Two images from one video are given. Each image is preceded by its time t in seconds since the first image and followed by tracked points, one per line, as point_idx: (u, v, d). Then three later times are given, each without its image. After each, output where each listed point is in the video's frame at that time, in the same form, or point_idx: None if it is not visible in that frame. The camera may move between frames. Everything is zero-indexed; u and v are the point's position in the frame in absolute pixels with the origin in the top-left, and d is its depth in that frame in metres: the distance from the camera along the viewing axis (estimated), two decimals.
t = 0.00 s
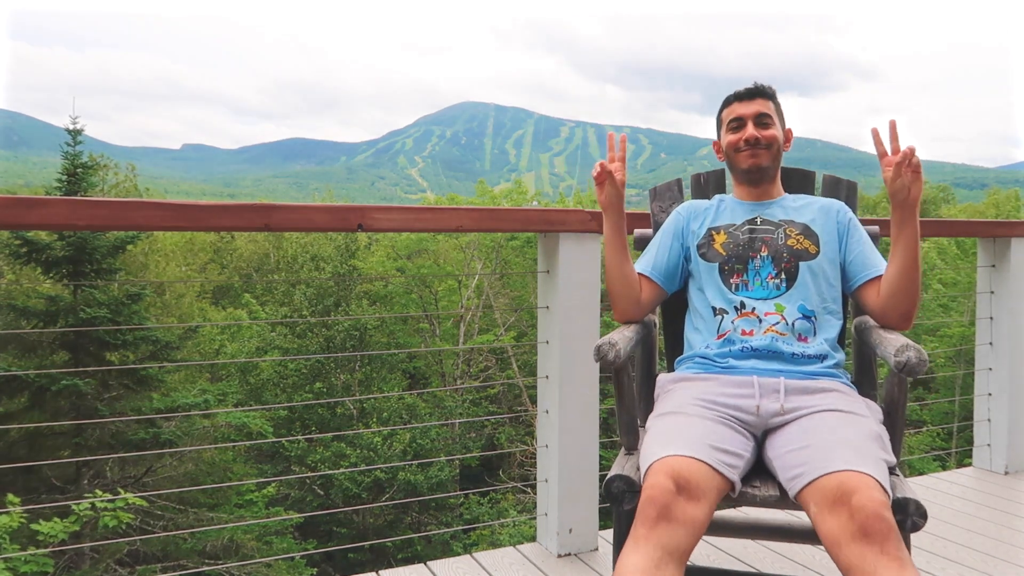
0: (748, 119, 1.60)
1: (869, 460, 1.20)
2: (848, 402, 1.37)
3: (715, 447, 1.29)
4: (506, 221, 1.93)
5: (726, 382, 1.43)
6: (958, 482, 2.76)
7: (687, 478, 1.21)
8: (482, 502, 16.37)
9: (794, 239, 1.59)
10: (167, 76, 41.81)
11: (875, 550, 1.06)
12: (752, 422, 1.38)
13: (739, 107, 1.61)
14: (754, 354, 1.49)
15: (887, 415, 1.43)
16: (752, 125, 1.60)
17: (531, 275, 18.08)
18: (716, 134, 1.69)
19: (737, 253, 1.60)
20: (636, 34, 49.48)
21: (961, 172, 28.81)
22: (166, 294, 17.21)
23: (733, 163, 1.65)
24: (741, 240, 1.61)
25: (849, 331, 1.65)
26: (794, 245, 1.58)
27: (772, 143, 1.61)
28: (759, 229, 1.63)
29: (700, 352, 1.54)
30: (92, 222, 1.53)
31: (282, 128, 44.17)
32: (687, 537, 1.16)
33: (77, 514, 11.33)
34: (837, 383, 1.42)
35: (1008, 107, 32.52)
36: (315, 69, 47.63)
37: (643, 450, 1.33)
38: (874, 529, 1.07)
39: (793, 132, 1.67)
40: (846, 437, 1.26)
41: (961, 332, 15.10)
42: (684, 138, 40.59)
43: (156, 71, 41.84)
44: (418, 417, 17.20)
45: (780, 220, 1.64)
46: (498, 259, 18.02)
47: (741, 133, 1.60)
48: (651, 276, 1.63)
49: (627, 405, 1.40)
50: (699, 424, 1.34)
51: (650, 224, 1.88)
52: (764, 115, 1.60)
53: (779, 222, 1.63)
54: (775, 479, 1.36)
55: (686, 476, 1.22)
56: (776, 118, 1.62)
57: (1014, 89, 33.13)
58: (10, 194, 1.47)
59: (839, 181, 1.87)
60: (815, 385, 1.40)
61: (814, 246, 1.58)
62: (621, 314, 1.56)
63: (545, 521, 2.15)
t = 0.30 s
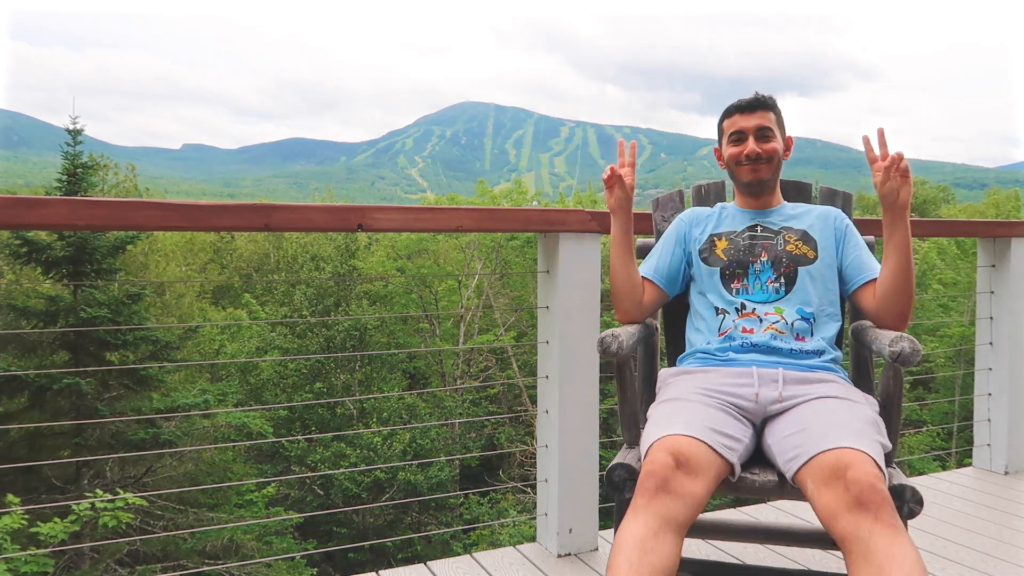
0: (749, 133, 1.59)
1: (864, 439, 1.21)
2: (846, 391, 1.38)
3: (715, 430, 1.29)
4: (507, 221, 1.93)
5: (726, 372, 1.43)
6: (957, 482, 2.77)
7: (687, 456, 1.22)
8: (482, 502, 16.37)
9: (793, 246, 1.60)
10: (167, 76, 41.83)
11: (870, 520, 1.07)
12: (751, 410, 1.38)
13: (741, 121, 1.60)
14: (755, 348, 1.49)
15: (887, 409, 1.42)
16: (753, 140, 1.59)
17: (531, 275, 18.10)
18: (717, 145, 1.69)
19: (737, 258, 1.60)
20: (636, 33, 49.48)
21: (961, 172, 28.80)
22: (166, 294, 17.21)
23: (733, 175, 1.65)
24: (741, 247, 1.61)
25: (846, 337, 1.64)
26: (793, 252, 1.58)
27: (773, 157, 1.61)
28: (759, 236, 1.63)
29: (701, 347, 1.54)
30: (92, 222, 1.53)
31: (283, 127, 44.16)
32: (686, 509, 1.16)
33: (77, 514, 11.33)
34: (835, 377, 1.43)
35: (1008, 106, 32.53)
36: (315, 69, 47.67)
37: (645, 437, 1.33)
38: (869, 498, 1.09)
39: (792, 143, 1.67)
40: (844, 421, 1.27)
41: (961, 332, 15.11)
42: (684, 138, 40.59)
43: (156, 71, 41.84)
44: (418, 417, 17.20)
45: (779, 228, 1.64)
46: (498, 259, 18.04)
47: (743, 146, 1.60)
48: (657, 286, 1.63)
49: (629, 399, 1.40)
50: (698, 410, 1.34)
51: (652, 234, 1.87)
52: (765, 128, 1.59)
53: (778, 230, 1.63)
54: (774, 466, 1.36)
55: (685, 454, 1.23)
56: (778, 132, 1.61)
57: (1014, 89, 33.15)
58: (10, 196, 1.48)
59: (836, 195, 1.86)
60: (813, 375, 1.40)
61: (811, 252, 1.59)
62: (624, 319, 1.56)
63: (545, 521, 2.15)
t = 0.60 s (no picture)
0: (745, 130, 1.58)
1: (864, 450, 1.21)
2: (846, 396, 1.38)
3: (713, 438, 1.29)
4: (506, 221, 1.93)
5: (726, 376, 1.43)
6: (957, 482, 2.76)
7: (686, 466, 1.22)
8: (482, 502, 16.38)
9: (792, 245, 1.60)
10: (167, 76, 41.86)
11: (873, 534, 1.07)
12: (751, 415, 1.38)
13: (737, 118, 1.60)
14: (754, 352, 1.49)
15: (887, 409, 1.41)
16: (749, 139, 1.59)
17: (531, 275, 18.08)
18: (716, 140, 1.67)
19: (736, 260, 1.60)
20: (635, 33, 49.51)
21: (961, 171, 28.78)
22: (166, 295, 17.22)
23: (732, 175, 1.65)
24: (740, 247, 1.61)
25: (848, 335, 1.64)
26: (792, 252, 1.58)
27: (769, 156, 1.60)
28: (758, 236, 1.62)
29: (701, 349, 1.54)
30: (92, 222, 1.53)
31: (282, 127, 44.22)
32: (687, 522, 1.16)
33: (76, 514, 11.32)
34: (835, 379, 1.43)
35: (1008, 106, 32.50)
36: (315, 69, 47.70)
37: (645, 441, 1.33)
38: (872, 515, 1.08)
39: (790, 139, 1.67)
40: (845, 429, 1.26)
41: (962, 332, 15.12)
42: (683, 138, 40.62)
43: (156, 71, 41.84)
44: (419, 417, 17.22)
45: (778, 228, 1.63)
46: (498, 259, 18.03)
47: (739, 145, 1.60)
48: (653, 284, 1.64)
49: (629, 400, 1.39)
50: (697, 417, 1.34)
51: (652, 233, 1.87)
52: (761, 127, 1.58)
53: (778, 229, 1.63)
54: (775, 471, 1.36)
55: (684, 463, 1.22)
56: (775, 129, 1.60)
57: (1014, 89, 33.17)
58: (9, 195, 1.47)
59: (836, 188, 1.86)
60: (812, 379, 1.40)
61: (812, 251, 1.59)
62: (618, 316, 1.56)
63: (545, 521, 2.15)
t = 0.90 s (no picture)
0: (745, 114, 1.60)
1: (871, 470, 1.19)
2: (850, 407, 1.37)
3: (713, 455, 1.29)
4: (505, 222, 1.93)
5: (727, 385, 1.43)
6: (958, 482, 2.76)
7: (684, 489, 1.21)
8: (482, 502, 16.38)
9: (794, 231, 1.59)
10: (167, 76, 41.87)
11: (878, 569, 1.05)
12: (753, 428, 1.38)
13: (736, 102, 1.62)
14: (756, 356, 1.49)
15: (890, 417, 1.42)
16: (748, 122, 1.60)
17: (531, 275, 18.07)
18: (714, 127, 1.69)
19: (737, 250, 1.59)
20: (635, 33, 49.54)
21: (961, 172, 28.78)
22: (166, 294, 17.23)
23: (731, 160, 1.64)
24: (740, 236, 1.61)
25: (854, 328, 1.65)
26: (794, 239, 1.58)
27: (770, 140, 1.60)
28: (759, 224, 1.61)
29: (701, 353, 1.54)
30: (93, 222, 1.53)
31: (282, 127, 44.23)
32: (685, 552, 1.15)
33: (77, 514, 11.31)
34: (838, 385, 1.42)
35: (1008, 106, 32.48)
36: (315, 69, 47.71)
37: (644, 454, 1.33)
38: (877, 544, 1.07)
39: (791, 126, 1.67)
40: (848, 445, 1.26)
41: (961, 332, 15.14)
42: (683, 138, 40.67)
43: (156, 71, 41.85)
44: (418, 417, 17.22)
45: (778, 214, 1.62)
46: (497, 259, 18.02)
47: (739, 129, 1.61)
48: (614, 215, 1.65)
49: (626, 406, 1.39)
50: (698, 431, 1.34)
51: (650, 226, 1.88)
52: (762, 111, 1.60)
53: (778, 216, 1.62)
54: (776, 484, 1.36)
55: (684, 488, 1.22)
56: (776, 113, 1.61)
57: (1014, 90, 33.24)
58: (8, 195, 1.47)
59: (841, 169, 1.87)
60: (816, 390, 1.40)
61: (814, 237, 1.58)
62: (531, 198, 1.58)
63: (544, 521, 2.15)
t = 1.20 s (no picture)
0: (742, 108, 1.60)
1: (871, 477, 1.19)
2: (850, 410, 1.37)
3: (712, 460, 1.29)
4: (505, 222, 1.93)
5: (725, 389, 1.43)
6: (958, 482, 2.76)
7: (685, 497, 1.21)
8: (482, 502, 16.38)
9: (790, 223, 1.59)
10: (167, 76, 41.86)
11: None
12: (752, 432, 1.38)
13: (733, 95, 1.61)
14: (755, 356, 1.49)
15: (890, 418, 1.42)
16: (746, 115, 1.60)
17: (531, 275, 18.06)
18: (710, 122, 1.69)
19: (735, 244, 1.59)
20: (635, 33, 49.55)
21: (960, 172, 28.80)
22: (166, 294, 17.23)
23: (727, 154, 1.64)
24: (738, 230, 1.60)
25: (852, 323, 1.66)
26: (791, 230, 1.58)
27: (767, 134, 1.60)
28: (756, 219, 1.61)
29: (700, 353, 1.53)
30: (93, 222, 1.53)
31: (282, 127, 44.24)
32: (686, 560, 1.15)
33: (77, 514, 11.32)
34: (838, 387, 1.42)
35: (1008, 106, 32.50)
36: (314, 69, 47.71)
37: (643, 458, 1.33)
38: (876, 556, 1.06)
39: (787, 122, 1.67)
40: (846, 450, 1.25)
41: (961, 332, 15.18)
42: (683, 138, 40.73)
43: (156, 70, 41.81)
44: (418, 417, 17.22)
45: (776, 205, 1.62)
46: (497, 259, 18.02)
47: (736, 123, 1.60)
48: (615, 202, 1.67)
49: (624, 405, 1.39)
50: (695, 436, 1.34)
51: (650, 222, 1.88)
52: (759, 104, 1.60)
53: (774, 209, 1.62)
54: (777, 489, 1.36)
55: (685, 494, 1.21)
56: (774, 107, 1.61)
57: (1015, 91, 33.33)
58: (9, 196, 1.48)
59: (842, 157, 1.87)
60: (816, 393, 1.39)
61: (811, 228, 1.57)
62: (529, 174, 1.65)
63: (545, 521, 2.15)
